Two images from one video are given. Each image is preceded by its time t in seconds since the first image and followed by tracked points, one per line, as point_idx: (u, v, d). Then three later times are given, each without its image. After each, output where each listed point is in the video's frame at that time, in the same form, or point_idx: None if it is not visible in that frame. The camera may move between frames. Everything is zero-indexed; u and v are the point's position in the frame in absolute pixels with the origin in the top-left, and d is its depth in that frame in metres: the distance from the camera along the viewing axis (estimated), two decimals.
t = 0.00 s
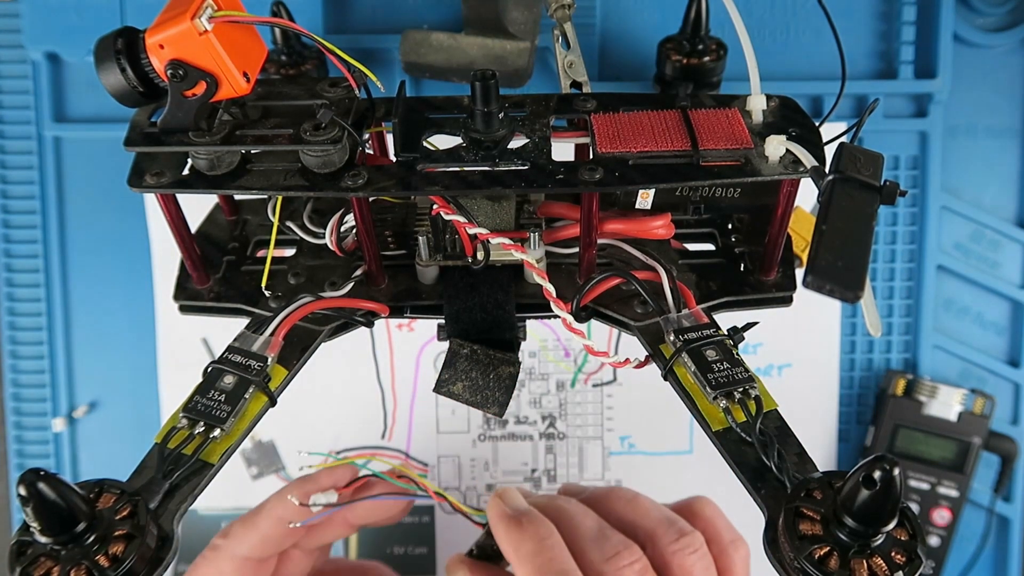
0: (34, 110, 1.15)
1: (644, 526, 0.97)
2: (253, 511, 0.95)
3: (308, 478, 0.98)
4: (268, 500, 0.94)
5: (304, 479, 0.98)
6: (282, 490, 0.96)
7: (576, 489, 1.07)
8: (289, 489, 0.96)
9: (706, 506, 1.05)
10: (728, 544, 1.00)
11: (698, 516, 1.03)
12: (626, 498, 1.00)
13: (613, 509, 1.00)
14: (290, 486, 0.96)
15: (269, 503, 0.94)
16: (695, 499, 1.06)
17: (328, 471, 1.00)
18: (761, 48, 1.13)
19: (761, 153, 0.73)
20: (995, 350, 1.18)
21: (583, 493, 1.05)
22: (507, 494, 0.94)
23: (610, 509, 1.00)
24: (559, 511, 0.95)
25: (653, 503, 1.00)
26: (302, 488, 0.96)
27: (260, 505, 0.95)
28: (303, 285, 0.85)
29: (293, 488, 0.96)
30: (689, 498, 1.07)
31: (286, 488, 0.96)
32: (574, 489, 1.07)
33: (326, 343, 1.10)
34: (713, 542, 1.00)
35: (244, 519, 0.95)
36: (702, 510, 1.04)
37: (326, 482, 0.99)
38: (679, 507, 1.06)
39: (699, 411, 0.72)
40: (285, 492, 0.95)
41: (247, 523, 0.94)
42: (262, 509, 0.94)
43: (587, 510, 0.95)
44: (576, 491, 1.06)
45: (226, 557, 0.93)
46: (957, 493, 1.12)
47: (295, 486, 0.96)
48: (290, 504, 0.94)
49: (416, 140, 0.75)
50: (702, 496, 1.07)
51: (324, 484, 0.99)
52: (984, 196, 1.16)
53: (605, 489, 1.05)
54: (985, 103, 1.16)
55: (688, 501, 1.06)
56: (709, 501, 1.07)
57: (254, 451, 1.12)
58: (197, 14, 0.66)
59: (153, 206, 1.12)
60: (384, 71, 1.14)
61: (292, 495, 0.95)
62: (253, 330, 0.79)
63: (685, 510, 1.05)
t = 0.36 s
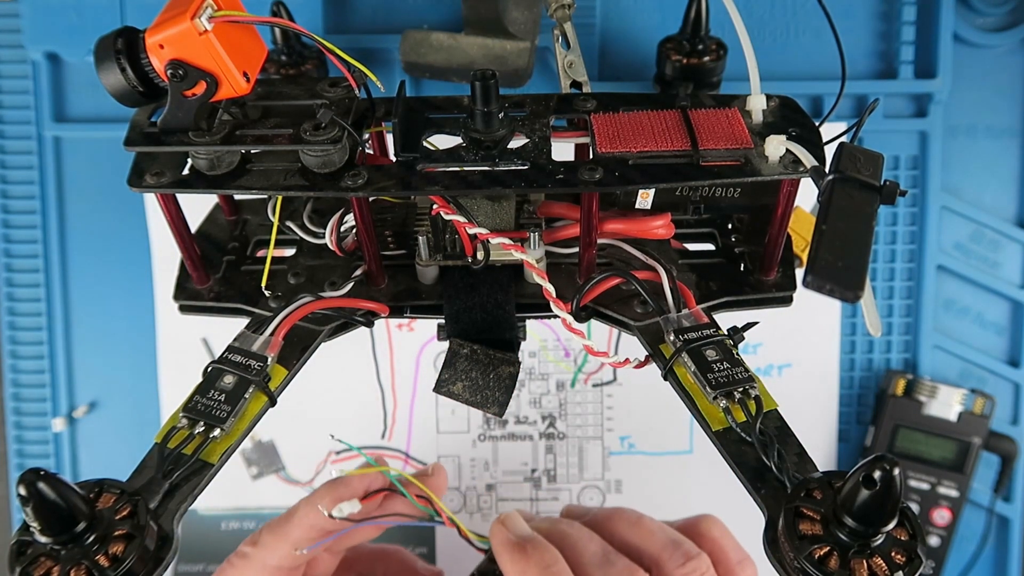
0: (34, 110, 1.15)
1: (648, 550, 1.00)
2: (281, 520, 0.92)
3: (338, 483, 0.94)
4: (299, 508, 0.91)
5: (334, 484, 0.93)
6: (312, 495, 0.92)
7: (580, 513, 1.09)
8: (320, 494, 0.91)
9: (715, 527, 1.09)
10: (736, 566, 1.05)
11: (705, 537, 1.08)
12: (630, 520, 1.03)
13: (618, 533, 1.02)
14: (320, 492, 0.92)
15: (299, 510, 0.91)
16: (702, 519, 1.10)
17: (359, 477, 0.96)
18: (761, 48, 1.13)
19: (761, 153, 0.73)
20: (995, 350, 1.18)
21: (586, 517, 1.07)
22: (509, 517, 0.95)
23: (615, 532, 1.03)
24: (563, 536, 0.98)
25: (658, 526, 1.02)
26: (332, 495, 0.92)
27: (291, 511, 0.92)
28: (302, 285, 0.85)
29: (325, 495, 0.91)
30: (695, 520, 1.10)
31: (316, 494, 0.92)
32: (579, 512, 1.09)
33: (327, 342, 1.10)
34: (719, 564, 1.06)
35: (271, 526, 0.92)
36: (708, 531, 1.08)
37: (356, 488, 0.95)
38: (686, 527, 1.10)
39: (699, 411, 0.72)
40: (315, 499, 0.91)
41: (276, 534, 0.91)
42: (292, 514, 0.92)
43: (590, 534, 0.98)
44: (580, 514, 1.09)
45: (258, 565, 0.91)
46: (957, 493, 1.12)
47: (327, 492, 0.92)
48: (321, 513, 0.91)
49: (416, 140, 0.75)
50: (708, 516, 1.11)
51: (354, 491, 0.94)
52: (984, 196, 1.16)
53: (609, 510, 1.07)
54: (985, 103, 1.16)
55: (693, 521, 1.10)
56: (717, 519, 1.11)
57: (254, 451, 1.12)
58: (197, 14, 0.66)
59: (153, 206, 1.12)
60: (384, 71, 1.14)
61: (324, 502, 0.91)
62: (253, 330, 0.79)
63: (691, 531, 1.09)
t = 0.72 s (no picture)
0: (34, 110, 1.15)
1: (655, 557, 0.99)
2: (270, 507, 0.96)
3: (335, 485, 0.96)
4: (288, 501, 0.95)
5: (330, 486, 0.96)
6: (306, 490, 0.96)
7: (586, 517, 1.06)
8: (311, 493, 0.95)
9: (725, 534, 1.05)
10: None
11: (714, 543, 1.04)
12: (636, 526, 1.01)
13: (624, 540, 1.01)
14: (312, 490, 0.95)
15: (292, 500, 0.95)
16: (711, 525, 1.07)
17: (356, 485, 0.97)
18: (761, 48, 1.13)
19: (761, 153, 0.73)
20: (995, 350, 1.18)
21: (592, 521, 1.05)
22: (513, 526, 0.95)
23: (622, 540, 1.01)
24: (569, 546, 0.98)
25: (664, 533, 1.00)
26: (325, 496, 0.95)
27: (282, 501, 0.97)
28: (303, 285, 0.85)
29: (316, 495, 0.95)
30: (703, 526, 1.07)
31: (310, 490, 0.95)
32: (585, 515, 1.07)
33: (327, 342, 1.10)
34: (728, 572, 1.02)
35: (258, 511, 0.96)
36: (717, 537, 1.05)
37: (351, 500, 0.96)
38: (695, 533, 1.07)
39: (699, 411, 0.72)
40: (306, 497, 0.95)
41: (263, 520, 0.95)
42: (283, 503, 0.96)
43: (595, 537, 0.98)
44: (585, 517, 1.06)
45: (239, 547, 0.95)
46: (957, 493, 1.12)
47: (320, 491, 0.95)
48: (308, 510, 0.95)
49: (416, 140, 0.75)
50: (717, 522, 1.07)
51: (349, 501, 0.96)
52: (984, 196, 1.16)
53: (616, 514, 1.05)
54: (985, 103, 1.16)
55: (702, 527, 1.07)
56: (727, 526, 1.07)
57: (254, 451, 1.12)
58: (197, 14, 0.66)
59: (153, 205, 1.12)
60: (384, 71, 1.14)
61: (314, 502, 0.94)
62: (254, 330, 0.79)
63: (700, 537, 1.06)
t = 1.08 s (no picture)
0: (34, 110, 1.15)
1: (656, 551, 0.99)
2: (243, 492, 1.01)
3: (306, 467, 1.01)
4: (261, 484, 1.00)
5: (301, 468, 1.00)
6: (278, 473, 1.01)
7: (586, 512, 1.06)
8: (282, 477, 1.00)
9: (727, 527, 1.05)
10: (744, 566, 1.04)
11: (717, 538, 1.04)
12: (639, 520, 1.01)
13: (626, 535, 1.00)
14: (282, 473, 1.00)
15: (265, 482, 1.00)
16: (713, 517, 1.06)
17: (328, 465, 1.01)
18: (761, 48, 1.13)
19: (761, 153, 0.73)
20: (995, 350, 1.18)
21: (592, 516, 1.05)
22: (509, 520, 0.91)
23: (623, 534, 1.01)
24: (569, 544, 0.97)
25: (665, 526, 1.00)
26: (297, 479, 0.99)
27: (254, 485, 1.01)
28: (303, 285, 0.85)
29: (286, 479, 0.99)
30: (705, 518, 1.06)
31: (281, 474, 1.00)
32: (585, 510, 1.06)
33: (327, 342, 1.10)
34: (729, 566, 1.03)
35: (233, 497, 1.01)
36: (720, 531, 1.05)
37: (321, 479, 1.00)
38: (696, 525, 1.06)
39: (699, 411, 0.72)
40: (277, 480, 1.00)
41: (236, 504, 1.00)
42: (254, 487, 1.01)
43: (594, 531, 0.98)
44: (585, 512, 1.06)
45: (215, 532, 1.00)
46: (957, 493, 1.12)
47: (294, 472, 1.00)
48: (279, 493, 0.99)
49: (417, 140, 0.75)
50: (720, 514, 1.07)
51: (321, 481, 1.00)
52: (984, 196, 1.16)
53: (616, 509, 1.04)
54: (985, 103, 1.16)
55: (704, 519, 1.06)
56: (728, 519, 1.07)
57: (254, 451, 1.12)
58: (198, 14, 0.66)
59: (153, 205, 1.12)
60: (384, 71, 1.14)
61: (285, 486, 0.99)
62: (254, 330, 0.79)
63: (702, 530, 1.05)
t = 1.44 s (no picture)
0: (34, 110, 1.15)
1: (658, 540, 1.00)
2: (237, 492, 1.06)
3: (300, 471, 1.06)
4: (256, 485, 1.05)
5: (295, 472, 1.05)
6: (271, 476, 1.06)
7: (586, 500, 1.05)
8: (276, 479, 1.05)
9: (729, 514, 1.07)
10: (746, 553, 1.06)
11: (719, 525, 1.06)
12: (640, 509, 1.01)
13: (626, 523, 1.01)
14: (278, 476, 1.05)
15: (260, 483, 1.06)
16: (715, 504, 1.08)
17: (321, 470, 1.05)
18: (761, 47, 1.13)
19: (761, 153, 0.73)
20: (995, 350, 1.18)
21: (592, 502, 1.04)
22: (503, 511, 0.91)
23: (623, 522, 1.01)
24: (567, 533, 0.96)
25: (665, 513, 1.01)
26: (289, 482, 1.05)
27: (248, 485, 1.07)
28: (303, 285, 0.84)
29: (281, 482, 1.05)
30: (705, 506, 1.08)
31: (275, 476, 1.05)
32: (584, 497, 1.05)
33: (326, 342, 1.10)
34: (730, 553, 1.05)
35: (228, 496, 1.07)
36: (720, 518, 1.06)
37: (314, 484, 1.05)
38: (696, 512, 1.07)
39: (699, 411, 0.72)
40: (271, 482, 1.05)
41: (230, 505, 1.06)
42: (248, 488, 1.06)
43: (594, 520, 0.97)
44: (585, 500, 1.05)
45: (208, 531, 1.06)
46: (957, 493, 1.12)
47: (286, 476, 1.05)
48: (273, 494, 1.05)
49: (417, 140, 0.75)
50: (721, 501, 1.08)
51: (313, 486, 1.05)
52: (984, 196, 1.16)
53: (616, 496, 1.04)
54: (985, 103, 1.16)
55: (704, 507, 1.08)
56: (729, 505, 1.09)
57: (254, 451, 1.11)
58: (197, 14, 0.66)
59: (153, 205, 1.12)
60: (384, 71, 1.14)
61: (278, 488, 1.04)
62: (254, 330, 0.79)
63: (701, 518, 1.07)
